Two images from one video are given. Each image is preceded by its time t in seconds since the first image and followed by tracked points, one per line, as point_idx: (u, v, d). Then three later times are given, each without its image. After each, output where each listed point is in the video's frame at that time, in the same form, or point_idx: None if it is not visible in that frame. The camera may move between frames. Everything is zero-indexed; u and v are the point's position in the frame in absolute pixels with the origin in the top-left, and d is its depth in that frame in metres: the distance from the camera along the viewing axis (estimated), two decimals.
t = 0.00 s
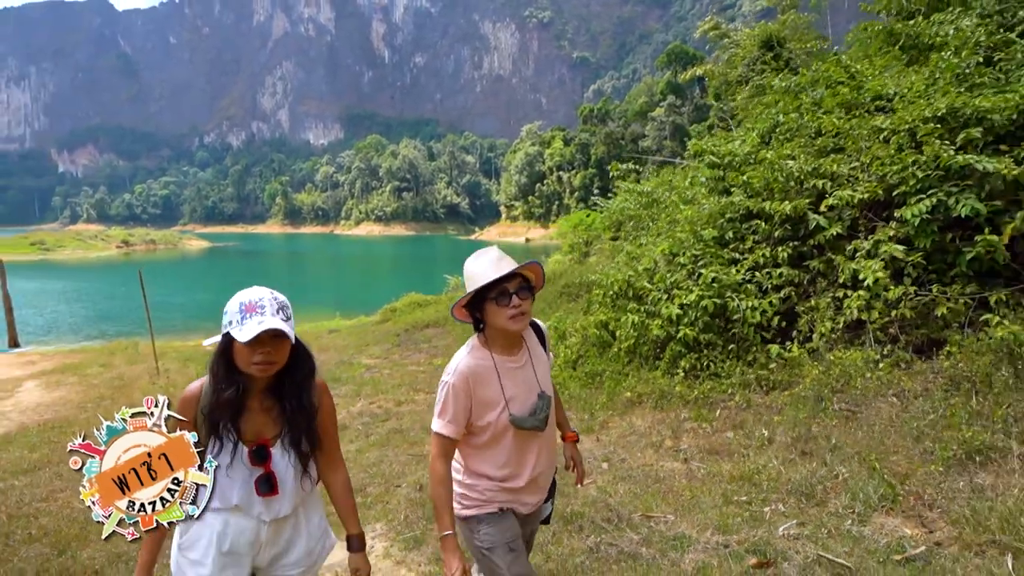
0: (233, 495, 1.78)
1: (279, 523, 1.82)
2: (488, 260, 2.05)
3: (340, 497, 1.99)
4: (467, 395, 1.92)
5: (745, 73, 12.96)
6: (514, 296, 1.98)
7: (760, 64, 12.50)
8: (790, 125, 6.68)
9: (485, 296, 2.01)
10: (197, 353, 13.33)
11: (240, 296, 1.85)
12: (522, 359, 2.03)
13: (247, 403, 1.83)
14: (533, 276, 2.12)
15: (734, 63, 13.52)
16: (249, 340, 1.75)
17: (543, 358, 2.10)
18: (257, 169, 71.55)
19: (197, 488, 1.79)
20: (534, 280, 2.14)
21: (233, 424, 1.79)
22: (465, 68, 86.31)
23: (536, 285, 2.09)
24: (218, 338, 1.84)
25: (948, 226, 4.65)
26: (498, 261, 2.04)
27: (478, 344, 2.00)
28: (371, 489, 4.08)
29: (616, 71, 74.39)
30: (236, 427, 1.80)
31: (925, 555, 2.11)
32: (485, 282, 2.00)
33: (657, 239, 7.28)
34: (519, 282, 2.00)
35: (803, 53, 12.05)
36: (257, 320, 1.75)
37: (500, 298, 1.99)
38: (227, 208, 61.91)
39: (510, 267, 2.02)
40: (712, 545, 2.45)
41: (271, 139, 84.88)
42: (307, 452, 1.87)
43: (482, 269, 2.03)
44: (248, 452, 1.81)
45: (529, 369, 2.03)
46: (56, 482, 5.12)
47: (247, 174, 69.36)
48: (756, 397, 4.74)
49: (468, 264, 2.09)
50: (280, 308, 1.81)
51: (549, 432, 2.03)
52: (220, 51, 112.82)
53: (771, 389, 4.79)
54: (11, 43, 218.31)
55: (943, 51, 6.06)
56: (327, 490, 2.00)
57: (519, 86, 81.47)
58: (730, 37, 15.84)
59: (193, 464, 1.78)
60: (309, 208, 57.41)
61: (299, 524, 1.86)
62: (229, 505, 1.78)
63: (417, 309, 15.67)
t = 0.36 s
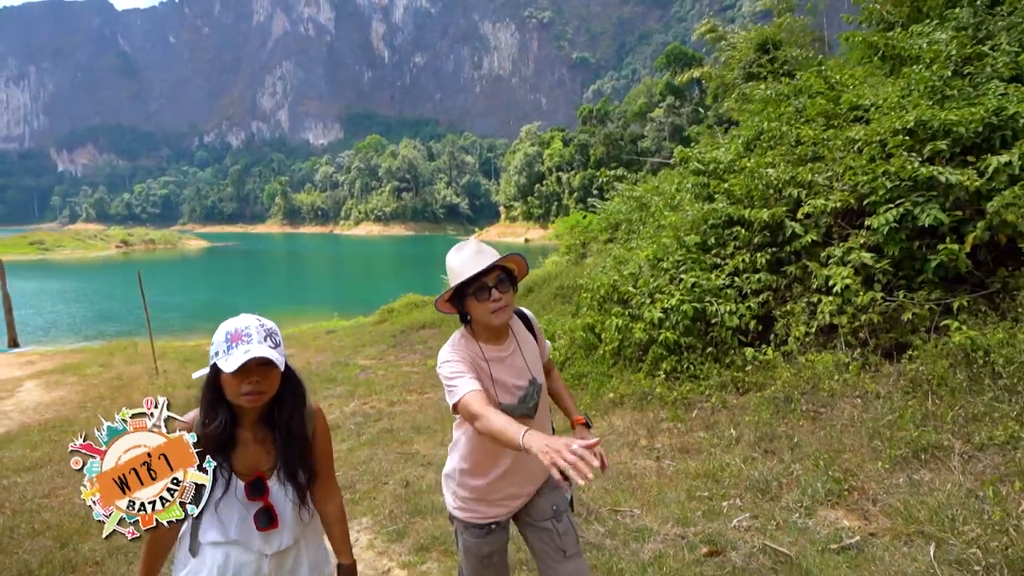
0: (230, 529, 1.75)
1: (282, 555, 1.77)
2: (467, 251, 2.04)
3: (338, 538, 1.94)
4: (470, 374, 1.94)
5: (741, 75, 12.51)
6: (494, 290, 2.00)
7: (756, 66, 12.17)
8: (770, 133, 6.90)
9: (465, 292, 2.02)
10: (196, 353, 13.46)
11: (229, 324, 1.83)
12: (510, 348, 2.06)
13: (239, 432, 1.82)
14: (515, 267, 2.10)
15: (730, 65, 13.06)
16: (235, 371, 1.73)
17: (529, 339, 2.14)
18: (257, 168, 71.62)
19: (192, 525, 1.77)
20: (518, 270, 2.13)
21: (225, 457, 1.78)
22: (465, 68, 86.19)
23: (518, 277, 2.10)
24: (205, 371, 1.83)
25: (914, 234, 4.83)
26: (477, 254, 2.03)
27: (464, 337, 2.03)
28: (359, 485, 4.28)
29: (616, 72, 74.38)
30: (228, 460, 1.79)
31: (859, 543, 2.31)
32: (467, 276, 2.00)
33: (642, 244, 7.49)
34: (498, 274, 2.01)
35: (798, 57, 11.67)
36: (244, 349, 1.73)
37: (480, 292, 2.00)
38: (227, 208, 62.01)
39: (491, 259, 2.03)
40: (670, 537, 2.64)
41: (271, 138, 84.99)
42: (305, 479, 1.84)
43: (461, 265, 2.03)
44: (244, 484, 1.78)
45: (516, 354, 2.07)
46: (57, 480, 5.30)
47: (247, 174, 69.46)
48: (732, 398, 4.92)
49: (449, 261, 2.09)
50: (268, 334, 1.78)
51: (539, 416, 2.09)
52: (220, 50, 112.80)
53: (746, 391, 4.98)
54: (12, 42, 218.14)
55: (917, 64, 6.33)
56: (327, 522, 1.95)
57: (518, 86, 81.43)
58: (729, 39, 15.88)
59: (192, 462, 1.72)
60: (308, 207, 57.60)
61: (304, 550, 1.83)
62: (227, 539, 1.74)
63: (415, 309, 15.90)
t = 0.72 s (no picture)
0: (261, 516, 1.86)
1: (307, 532, 1.95)
2: (501, 258, 2.09)
3: (352, 499, 2.14)
4: (501, 385, 1.99)
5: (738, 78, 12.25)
6: (527, 295, 2.04)
7: (753, 69, 11.98)
8: (755, 139, 7.10)
9: (499, 296, 2.06)
10: (195, 353, 13.61)
11: (251, 311, 1.90)
12: (539, 352, 2.11)
13: (263, 422, 1.88)
14: (547, 275, 2.17)
15: (727, 69, 12.83)
16: (267, 358, 1.80)
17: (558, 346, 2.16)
18: (256, 168, 71.73)
19: (222, 512, 1.87)
20: (549, 277, 2.18)
21: (252, 446, 1.85)
22: (465, 68, 86.20)
23: (548, 284, 2.16)
24: (226, 361, 1.87)
25: (888, 241, 5.02)
26: (513, 259, 2.08)
27: (497, 341, 2.08)
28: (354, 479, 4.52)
29: (615, 73, 74.54)
30: (255, 450, 1.87)
31: (808, 529, 2.51)
32: (503, 281, 2.03)
33: (631, 249, 7.71)
34: (531, 281, 2.05)
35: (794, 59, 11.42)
36: (274, 335, 1.81)
37: (513, 297, 2.04)
38: (226, 208, 62.16)
39: (523, 265, 2.07)
40: (641, 525, 2.85)
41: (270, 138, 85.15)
42: (320, 466, 1.99)
43: (498, 268, 2.07)
44: (272, 470, 1.88)
45: (545, 358, 2.10)
46: (64, 475, 5.51)
47: (246, 173, 69.60)
48: (713, 397, 5.13)
49: (485, 265, 2.12)
50: (291, 321, 1.87)
51: (567, 421, 2.04)
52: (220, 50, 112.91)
53: (725, 391, 5.20)
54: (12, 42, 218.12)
55: (897, 74, 6.54)
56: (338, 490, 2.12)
57: (518, 87, 81.55)
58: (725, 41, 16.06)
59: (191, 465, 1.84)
60: (308, 207, 57.82)
61: (327, 527, 2.01)
62: (255, 525, 1.87)
63: (413, 309, 16.15)
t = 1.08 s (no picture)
0: (307, 514, 1.77)
1: (349, 536, 1.87)
2: (516, 259, 2.17)
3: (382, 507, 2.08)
4: (506, 379, 2.09)
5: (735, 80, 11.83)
6: (537, 296, 2.13)
7: (750, 73, 11.46)
8: (742, 147, 7.33)
9: (510, 297, 2.16)
10: (196, 353, 13.79)
11: (310, 313, 1.92)
12: (547, 348, 2.19)
13: (315, 420, 1.82)
14: (561, 277, 2.23)
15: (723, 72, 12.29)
16: (323, 351, 1.79)
17: (567, 342, 2.26)
18: (256, 168, 71.82)
19: (267, 512, 1.77)
20: (561, 280, 2.27)
21: (306, 443, 1.78)
22: (465, 68, 86.23)
23: (561, 287, 2.23)
24: (284, 358, 1.85)
25: (864, 248, 5.25)
26: (528, 262, 2.16)
27: (508, 335, 2.18)
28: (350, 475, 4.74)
29: (615, 73, 74.59)
30: (307, 446, 1.80)
31: (769, 519, 2.72)
32: (514, 284, 2.13)
33: (621, 254, 7.91)
34: (543, 284, 2.14)
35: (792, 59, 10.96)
36: (331, 331, 1.81)
37: (524, 299, 2.14)
38: (226, 208, 62.29)
39: (541, 267, 2.17)
40: (617, 516, 3.06)
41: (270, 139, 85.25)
42: (367, 468, 1.92)
43: (509, 270, 2.17)
44: (320, 470, 1.81)
45: (554, 354, 2.18)
46: (71, 472, 5.71)
47: (246, 174, 69.75)
48: (696, 397, 5.34)
49: (500, 263, 2.22)
50: (345, 320, 1.86)
51: (579, 417, 2.10)
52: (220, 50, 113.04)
53: (709, 391, 5.39)
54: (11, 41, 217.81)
55: (878, 84, 6.75)
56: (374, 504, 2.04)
57: (518, 87, 81.55)
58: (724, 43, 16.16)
59: (185, 463, 3.61)
60: (308, 208, 58.01)
61: (365, 536, 1.92)
62: (300, 525, 1.77)
63: (412, 310, 16.35)
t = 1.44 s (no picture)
0: (308, 498, 1.82)
1: (349, 526, 1.87)
2: (480, 269, 2.07)
3: (406, 513, 2.04)
4: (483, 402, 1.96)
5: (732, 84, 11.31)
6: (507, 307, 2.02)
7: (747, 75, 11.02)
8: (727, 153, 7.52)
9: (480, 307, 2.04)
10: (195, 354, 13.98)
11: (321, 309, 1.96)
12: (523, 362, 2.05)
13: (323, 410, 1.89)
14: (530, 283, 2.12)
15: (721, 74, 11.84)
16: (324, 345, 1.83)
17: (543, 353, 2.13)
18: (256, 168, 72.03)
19: (272, 492, 1.85)
20: (531, 289, 2.15)
21: (310, 433, 1.85)
22: (465, 68, 86.25)
23: (532, 294, 2.12)
24: (293, 353, 1.91)
25: (841, 252, 5.43)
26: (499, 272, 2.06)
27: (480, 350, 2.06)
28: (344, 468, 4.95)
29: (615, 73, 74.69)
30: (312, 436, 1.86)
31: (731, 510, 2.92)
32: (481, 296, 2.02)
33: (611, 256, 8.10)
34: (511, 292, 2.03)
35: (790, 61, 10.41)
36: (332, 326, 1.83)
37: (493, 310, 2.03)
38: (226, 208, 62.44)
39: (509, 275, 2.06)
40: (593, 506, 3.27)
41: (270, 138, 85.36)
42: (372, 465, 1.95)
43: (474, 282, 2.06)
44: (324, 459, 1.86)
45: (529, 368, 2.05)
46: (72, 469, 5.88)
47: (246, 174, 69.90)
48: (676, 395, 5.55)
49: (465, 274, 2.11)
50: (353, 317, 1.89)
51: (556, 428, 2.02)
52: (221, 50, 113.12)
53: (689, 389, 5.60)
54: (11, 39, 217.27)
55: (858, 92, 6.92)
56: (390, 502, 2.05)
57: (518, 87, 81.60)
58: (721, 46, 16.13)
59: (184, 463, 4.13)
60: (308, 208, 58.20)
61: (367, 530, 1.92)
62: (303, 509, 1.83)
63: (410, 311, 16.55)
